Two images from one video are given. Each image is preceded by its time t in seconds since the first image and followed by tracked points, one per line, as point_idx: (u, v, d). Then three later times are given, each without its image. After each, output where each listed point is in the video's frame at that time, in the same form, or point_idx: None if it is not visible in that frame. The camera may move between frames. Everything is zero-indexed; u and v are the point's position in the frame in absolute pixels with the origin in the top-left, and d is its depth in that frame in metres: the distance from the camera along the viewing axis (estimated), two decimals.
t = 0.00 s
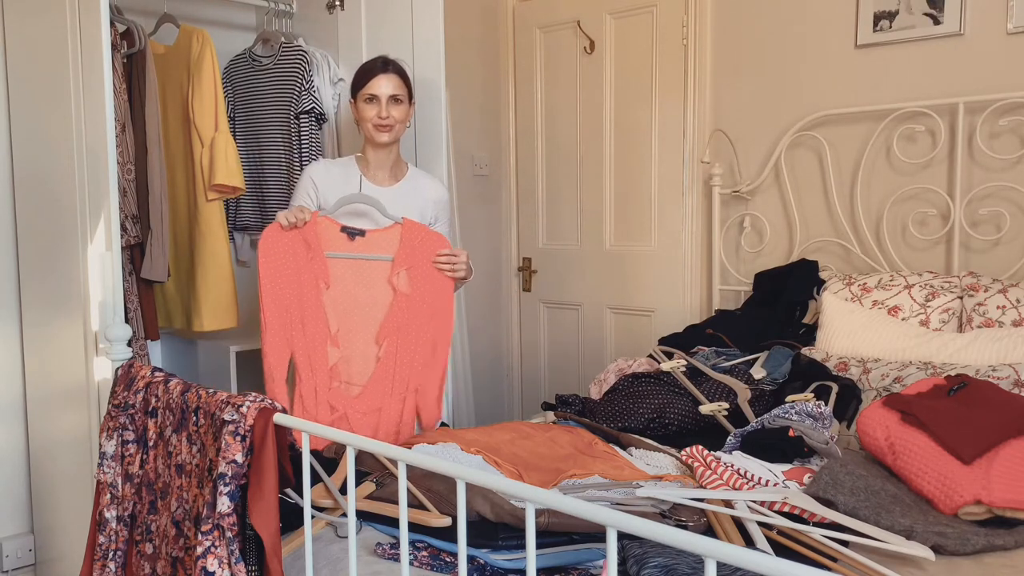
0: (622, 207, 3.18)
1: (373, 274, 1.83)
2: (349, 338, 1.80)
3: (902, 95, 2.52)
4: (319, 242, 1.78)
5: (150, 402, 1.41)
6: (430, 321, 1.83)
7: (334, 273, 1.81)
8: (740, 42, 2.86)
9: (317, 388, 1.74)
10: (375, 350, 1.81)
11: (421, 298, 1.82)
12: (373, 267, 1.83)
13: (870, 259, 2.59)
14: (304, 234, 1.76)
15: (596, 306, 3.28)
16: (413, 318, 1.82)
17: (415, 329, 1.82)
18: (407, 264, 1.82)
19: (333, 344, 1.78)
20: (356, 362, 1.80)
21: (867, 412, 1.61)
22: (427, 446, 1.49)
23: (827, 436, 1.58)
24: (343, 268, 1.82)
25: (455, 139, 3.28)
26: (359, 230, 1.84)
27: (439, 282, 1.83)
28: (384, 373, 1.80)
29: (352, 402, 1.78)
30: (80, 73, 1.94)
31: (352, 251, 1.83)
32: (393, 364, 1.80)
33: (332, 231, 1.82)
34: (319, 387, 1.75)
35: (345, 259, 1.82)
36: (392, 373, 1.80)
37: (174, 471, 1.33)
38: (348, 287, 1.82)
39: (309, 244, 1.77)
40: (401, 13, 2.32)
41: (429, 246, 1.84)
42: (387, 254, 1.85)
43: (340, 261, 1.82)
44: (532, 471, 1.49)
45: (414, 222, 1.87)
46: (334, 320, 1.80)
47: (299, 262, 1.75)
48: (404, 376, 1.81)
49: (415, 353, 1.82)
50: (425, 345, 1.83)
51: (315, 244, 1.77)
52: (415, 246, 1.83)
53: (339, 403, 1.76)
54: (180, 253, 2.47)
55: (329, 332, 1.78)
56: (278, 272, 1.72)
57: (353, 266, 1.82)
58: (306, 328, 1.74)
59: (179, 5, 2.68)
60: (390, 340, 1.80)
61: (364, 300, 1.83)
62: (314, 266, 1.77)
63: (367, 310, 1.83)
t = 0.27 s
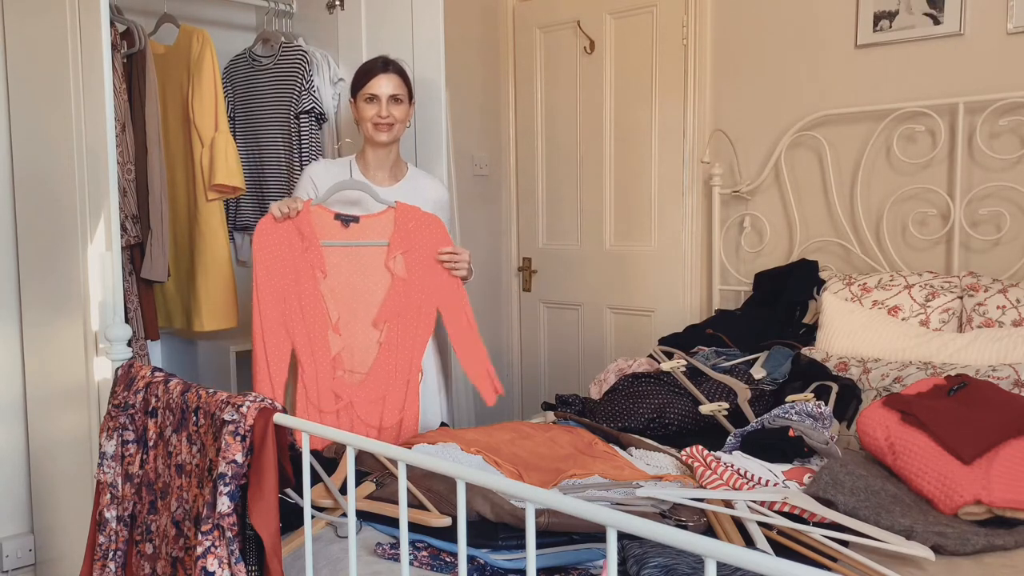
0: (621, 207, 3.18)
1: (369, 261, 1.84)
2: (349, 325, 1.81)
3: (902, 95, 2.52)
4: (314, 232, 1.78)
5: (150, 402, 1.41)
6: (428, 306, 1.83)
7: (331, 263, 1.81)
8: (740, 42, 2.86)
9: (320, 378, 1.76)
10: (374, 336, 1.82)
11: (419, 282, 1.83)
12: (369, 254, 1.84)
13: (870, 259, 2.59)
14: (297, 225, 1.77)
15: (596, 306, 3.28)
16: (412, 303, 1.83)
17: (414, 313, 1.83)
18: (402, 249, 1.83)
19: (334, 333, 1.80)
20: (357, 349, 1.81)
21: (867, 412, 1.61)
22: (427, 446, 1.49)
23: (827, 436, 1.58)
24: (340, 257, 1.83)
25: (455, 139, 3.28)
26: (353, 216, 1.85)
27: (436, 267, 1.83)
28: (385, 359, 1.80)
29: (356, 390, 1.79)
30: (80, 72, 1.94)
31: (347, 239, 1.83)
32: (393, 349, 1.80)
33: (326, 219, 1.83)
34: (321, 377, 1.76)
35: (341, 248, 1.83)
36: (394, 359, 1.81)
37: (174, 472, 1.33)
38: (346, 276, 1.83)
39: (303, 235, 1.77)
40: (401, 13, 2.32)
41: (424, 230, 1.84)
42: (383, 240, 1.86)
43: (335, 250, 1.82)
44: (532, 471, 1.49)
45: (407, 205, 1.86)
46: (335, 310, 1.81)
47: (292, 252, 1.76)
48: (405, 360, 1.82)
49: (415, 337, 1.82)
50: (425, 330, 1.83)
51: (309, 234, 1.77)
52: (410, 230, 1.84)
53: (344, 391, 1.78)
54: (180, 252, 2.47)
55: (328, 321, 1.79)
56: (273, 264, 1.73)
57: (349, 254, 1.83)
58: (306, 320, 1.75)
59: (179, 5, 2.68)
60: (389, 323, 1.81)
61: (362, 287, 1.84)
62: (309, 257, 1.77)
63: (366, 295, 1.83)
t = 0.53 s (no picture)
0: (622, 207, 3.18)
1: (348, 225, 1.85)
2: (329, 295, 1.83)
3: (902, 95, 2.52)
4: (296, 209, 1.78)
5: (150, 402, 1.41)
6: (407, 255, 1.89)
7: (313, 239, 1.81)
8: (740, 42, 2.86)
9: (304, 355, 1.77)
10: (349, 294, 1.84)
11: (398, 231, 1.88)
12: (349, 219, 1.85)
13: (870, 259, 2.59)
14: (281, 205, 1.77)
15: (596, 307, 3.28)
16: (390, 254, 1.87)
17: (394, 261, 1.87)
18: (380, 202, 1.86)
19: (316, 310, 1.80)
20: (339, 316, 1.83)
21: (867, 412, 1.61)
22: (427, 446, 1.49)
23: (827, 436, 1.58)
24: (323, 230, 1.83)
25: (455, 139, 3.28)
26: (334, 182, 1.85)
27: (413, 211, 1.90)
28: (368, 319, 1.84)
29: (343, 357, 1.81)
30: (80, 72, 1.94)
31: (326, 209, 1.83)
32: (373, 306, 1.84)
33: (306, 191, 1.81)
34: (306, 354, 1.77)
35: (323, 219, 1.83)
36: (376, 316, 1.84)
37: (174, 472, 1.33)
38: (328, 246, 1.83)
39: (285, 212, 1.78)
40: (401, 13, 2.32)
41: (401, 179, 1.90)
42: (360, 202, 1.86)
43: (317, 223, 1.82)
44: (532, 471, 1.49)
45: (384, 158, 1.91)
46: (314, 284, 1.81)
47: (275, 232, 1.78)
48: (388, 317, 1.86)
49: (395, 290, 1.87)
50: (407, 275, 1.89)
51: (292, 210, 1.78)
52: (388, 182, 1.88)
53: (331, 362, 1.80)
54: (180, 252, 2.47)
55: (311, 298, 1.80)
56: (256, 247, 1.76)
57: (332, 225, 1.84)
58: (287, 291, 1.76)
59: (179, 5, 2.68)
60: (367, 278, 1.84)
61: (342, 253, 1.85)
62: (289, 233, 1.78)
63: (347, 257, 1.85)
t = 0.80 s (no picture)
0: (622, 207, 3.18)
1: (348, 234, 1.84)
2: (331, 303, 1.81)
3: (902, 95, 2.52)
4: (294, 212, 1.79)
5: (150, 402, 1.41)
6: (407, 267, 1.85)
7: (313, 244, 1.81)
8: (740, 42, 2.86)
9: (304, 360, 1.77)
10: (354, 305, 1.82)
11: (397, 242, 1.84)
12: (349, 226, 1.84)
13: (870, 259, 2.59)
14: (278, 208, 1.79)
15: (596, 306, 3.27)
16: (391, 267, 1.83)
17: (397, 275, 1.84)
18: (379, 212, 1.84)
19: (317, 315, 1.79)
20: (341, 326, 1.81)
21: (867, 412, 1.61)
22: (427, 446, 1.49)
23: (827, 436, 1.58)
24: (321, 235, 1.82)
25: (455, 139, 3.28)
26: (332, 190, 1.85)
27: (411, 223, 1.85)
28: (370, 330, 1.81)
29: (345, 366, 1.80)
30: (80, 72, 1.94)
31: (323, 215, 1.83)
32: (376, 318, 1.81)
33: (304, 198, 1.82)
34: (306, 359, 1.77)
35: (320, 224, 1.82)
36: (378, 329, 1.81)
37: (174, 471, 1.33)
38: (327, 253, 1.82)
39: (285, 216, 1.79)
40: (401, 13, 2.32)
41: (399, 190, 1.86)
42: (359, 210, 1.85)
43: (317, 227, 1.82)
44: (532, 471, 1.49)
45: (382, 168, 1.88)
46: (317, 291, 1.81)
47: (274, 235, 1.78)
48: (391, 328, 1.83)
49: (399, 302, 1.84)
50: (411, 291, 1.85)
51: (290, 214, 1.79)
52: (385, 193, 1.85)
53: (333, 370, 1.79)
54: (180, 252, 2.46)
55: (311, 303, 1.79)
56: (257, 249, 1.76)
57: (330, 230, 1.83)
58: (288, 295, 1.76)
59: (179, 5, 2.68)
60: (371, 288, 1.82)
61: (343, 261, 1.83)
62: (289, 237, 1.78)
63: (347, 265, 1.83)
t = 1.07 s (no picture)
0: (622, 207, 3.18)
1: (342, 231, 1.84)
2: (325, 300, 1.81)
3: (902, 95, 2.52)
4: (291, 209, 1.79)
5: (150, 402, 1.41)
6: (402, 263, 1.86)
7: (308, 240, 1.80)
8: (740, 42, 2.86)
9: (298, 356, 1.76)
10: (348, 301, 1.82)
11: (393, 238, 1.85)
12: (344, 222, 1.84)
13: (870, 259, 2.59)
14: (275, 204, 1.78)
15: (596, 306, 3.28)
16: (386, 263, 1.85)
17: (391, 272, 1.85)
18: (374, 209, 1.85)
19: (310, 310, 1.79)
20: (335, 321, 1.81)
21: (867, 412, 1.61)
22: (427, 446, 1.49)
23: (827, 436, 1.58)
24: (316, 231, 1.82)
25: (455, 139, 3.28)
26: (327, 187, 1.85)
27: (405, 220, 1.87)
28: (364, 325, 1.82)
29: (339, 361, 1.80)
30: (80, 72, 1.94)
31: (318, 211, 1.82)
32: (371, 312, 1.82)
33: (300, 194, 1.82)
34: (300, 355, 1.76)
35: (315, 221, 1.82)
36: (372, 323, 1.82)
37: (174, 471, 1.33)
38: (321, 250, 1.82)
39: (281, 212, 1.78)
40: (401, 13, 2.32)
41: (393, 188, 1.87)
42: (354, 207, 1.85)
43: (312, 224, 1.81)
44: (532, 471, 1.49)
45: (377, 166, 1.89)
46: (310, 287, 1.80)
47: (270, 231, 1.77)
48: (385, 323, 1.84)
49: (393, 297, 1.85)
50: (405, 286, 1.87)
51: (286, 211, 1.78)
52: (380, 189, 1.87)
53: (327, 365, 1.78)
54: (179, 252, 2.46)
55: (305, 298, 1.78)
56: (251, 245, 1.76)
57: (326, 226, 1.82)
58: (282, 290, 1.76)
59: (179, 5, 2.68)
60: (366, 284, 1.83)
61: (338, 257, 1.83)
62: (285, 232, 1.77)
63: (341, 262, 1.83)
